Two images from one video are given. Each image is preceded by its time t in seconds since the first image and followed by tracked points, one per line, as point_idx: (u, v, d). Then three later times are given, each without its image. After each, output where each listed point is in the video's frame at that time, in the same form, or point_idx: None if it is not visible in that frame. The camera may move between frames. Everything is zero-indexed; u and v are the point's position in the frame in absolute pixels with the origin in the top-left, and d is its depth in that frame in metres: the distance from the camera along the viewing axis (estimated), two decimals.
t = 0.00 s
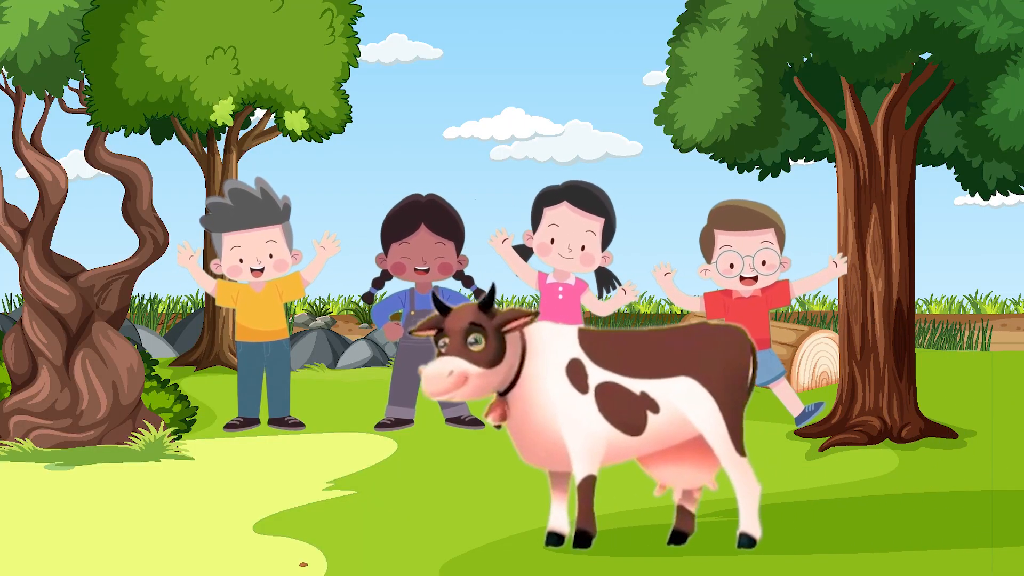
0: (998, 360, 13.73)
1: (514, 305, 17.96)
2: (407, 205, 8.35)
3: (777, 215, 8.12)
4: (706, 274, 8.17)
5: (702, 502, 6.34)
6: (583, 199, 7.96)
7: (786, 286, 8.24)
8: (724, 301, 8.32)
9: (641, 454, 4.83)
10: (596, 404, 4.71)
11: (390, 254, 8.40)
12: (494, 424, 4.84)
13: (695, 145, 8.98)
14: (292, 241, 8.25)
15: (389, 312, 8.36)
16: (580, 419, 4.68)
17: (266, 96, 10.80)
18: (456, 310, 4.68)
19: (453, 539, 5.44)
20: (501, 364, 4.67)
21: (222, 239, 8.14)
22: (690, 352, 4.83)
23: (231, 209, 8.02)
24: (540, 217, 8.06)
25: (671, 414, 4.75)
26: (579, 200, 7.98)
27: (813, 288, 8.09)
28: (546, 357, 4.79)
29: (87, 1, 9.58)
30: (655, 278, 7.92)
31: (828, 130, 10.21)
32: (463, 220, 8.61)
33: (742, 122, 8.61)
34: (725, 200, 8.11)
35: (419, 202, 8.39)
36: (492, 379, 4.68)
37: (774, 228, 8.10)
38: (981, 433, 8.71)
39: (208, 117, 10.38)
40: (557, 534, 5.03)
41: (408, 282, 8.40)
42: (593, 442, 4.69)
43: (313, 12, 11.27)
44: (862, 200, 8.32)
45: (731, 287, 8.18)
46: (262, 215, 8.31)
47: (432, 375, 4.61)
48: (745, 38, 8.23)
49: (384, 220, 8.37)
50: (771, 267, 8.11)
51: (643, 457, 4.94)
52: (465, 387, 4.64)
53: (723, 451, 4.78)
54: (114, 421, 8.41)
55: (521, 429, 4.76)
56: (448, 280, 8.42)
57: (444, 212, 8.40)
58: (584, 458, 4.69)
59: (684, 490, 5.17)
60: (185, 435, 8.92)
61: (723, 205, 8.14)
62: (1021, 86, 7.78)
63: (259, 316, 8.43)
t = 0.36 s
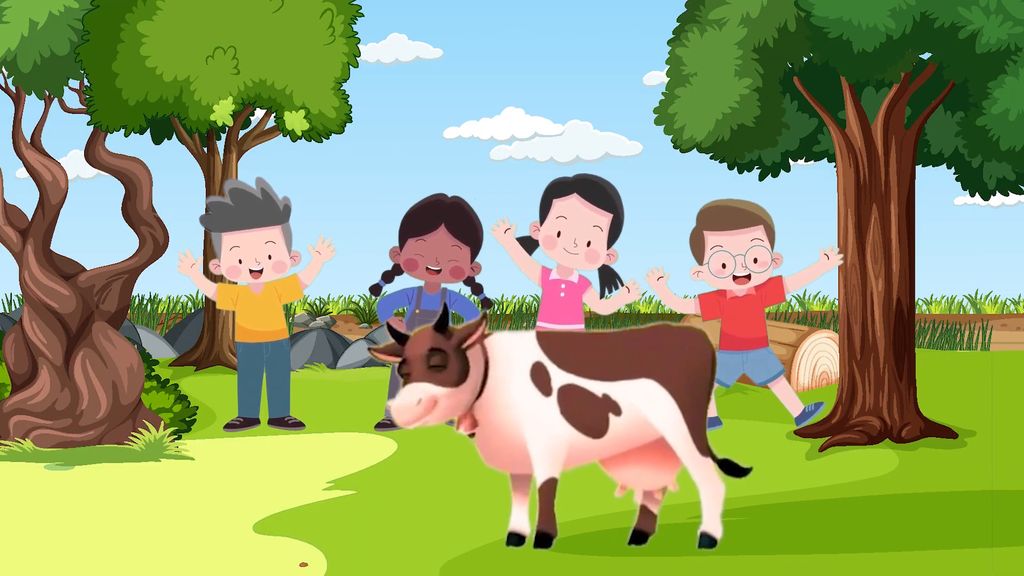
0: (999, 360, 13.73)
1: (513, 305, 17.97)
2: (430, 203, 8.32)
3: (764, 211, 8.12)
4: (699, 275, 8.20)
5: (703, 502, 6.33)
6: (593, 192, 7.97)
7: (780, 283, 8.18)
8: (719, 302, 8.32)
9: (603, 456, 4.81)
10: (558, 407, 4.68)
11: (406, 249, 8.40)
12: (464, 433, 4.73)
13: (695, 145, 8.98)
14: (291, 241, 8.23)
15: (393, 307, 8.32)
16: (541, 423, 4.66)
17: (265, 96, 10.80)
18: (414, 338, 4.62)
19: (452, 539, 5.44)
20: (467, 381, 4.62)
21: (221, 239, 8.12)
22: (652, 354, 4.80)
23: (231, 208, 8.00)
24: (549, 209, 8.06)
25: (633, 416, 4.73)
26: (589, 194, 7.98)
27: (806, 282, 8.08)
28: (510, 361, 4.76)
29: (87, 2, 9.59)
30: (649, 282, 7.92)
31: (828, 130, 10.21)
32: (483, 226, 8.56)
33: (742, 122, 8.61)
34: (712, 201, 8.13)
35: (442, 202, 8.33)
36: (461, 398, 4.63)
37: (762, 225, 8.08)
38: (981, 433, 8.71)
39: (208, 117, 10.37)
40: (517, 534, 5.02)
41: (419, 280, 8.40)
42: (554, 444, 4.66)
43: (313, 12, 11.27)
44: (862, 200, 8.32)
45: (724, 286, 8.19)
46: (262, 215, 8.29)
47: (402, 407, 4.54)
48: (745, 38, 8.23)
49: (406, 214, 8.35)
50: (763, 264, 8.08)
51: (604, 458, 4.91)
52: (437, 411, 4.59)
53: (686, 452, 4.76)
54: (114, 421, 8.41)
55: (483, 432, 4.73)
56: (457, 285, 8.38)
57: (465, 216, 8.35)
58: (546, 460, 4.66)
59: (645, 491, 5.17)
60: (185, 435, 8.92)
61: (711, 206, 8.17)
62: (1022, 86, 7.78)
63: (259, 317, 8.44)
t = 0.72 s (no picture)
0: (999, 360, 13.72)
1: (513, 305, 17.96)
2: (416, 205, 8.30)
3: (782, 216, 8.21)
4: (711, 273, 8.26)
5: (703, 502, 6.32)
6: (593, 193, 8.01)
7: (789, 289, 8.25)
8: (727, 302, 8.34)
9: (563, 456, 4.86)
10: (519, 407, 4.73)
11: (397, 252, 8.40)
12: (421, 429, 4.79)
13: (695, 145, 8.98)
14: (292, 241, 8.23)
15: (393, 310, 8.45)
16: (502, 422, 4.70)
17: (265, 96, 10.79)
18: (386, 306, 4.67)
19: (452, 539, 5.44)
20: (423, 367, 4.67)
21: (222, 239, 8.11)
22: (612, 354, 4.85)
23: (231, 209, 8.00)
24: (550, 212, 8.11)
25: (594, 416, 4.78)
26: (590, 195, 8.03)
27: (819, 290, 8.11)
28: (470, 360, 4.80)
29: (87, 1, 9.59)
30: (659, 274, 7.95)
31: (828, 130, 10.21)
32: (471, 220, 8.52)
33: (742, 122, 8.61)
34: (733, 200, 8.20)
35: (431, 202, 8.33)
36: (414, 380, 4.68)
37: (780, 230, 8.18)
38: (981, 433, 8.71)
39: (208, 117, 10.37)
40: (478, 534, 5.07)
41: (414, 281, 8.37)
42: (515, 444, 4.71)
43: (313, 12, 11.27)
44: (862, 200, 8.32)
45: (734, 286, 8.24)
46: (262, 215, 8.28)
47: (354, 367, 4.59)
48: (745, 38, 8.23)
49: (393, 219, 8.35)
50: (776, 268, 8.16)
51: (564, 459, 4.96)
52: (388, 385, 4.64)
53: (645, 451, 4.80)
54: (114, 421, 8.40)
55: (445, 431, 4.77)
56: (451, 283, 8.40)
57: (454, 214, 8.34)
58: (506, 460, 4.70)
59: (606, 492, 5.21)
60: (185, 435, 8.92)
61: (731, 206, 8.24)
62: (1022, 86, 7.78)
63: (259, 317, 8.45)
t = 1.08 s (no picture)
0: (999, 360, 13.72)
1: (513, 305, 17.96)
2: (393, 208, 8.31)
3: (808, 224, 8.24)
4: (728, 268, 8.29)
5: (703, 502, 6.31)
6: (581, 194, 8.00)
7: (802, 296, 8.25)
8: (739, 299, 8.32)
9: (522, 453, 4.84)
10: (476, 404, 4.72)
11: (383, 257, 8.36)
12: (367, 418, 4.84)
13: (695, 145, 8.98)
14: (292, 240, 8.20)
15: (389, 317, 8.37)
16: (459, 419, 4.70)
17: (265, 96, 10.78)
18: (352, 284, 4.73)
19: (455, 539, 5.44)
20: (379, 350, 4.71)
21: (222, 239, 8.09)
22: (570, 351, 4.83)
23: (231, 209, 7.97)
24: (542, 218, 8.16)
25: (552, 413, 4.76)
26: (579, 196, 8.01)
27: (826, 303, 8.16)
28: (427, 355, 4.80)
29: (87, 1, 9.60)
30: (676, 264, 7.93)
31: (828, 130, 10.21)
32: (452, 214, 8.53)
33: (742, 122, 8.61)
34: (759, 200, 8.23)
35: (407, 202, 8.35)
36: (367, 362, 4.73)
37: (802, 237, 8.20)
38: (981, 433, 8.71)
39: (208, 117, 10.37)
40: (439, 534, 5.08)
41: (405, 284, 8.33)
42: (471, 441, 4.71)
43: (313, 12, 11.27)
44: (862, 199, 8.32)
45: (749, 286, 8.27)
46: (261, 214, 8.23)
47: (310, 339, 4.64)
48: (745, 38, 8.22)
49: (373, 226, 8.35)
50: (793, 274, 8.19)
51: (522, 456, 4.95)
52: (342, 362, 4.69)
53: (603, 449, 4.79)
54: (114, 421, 8.40)
55: (402, 428, 4.77)
56: (442, 278, 8.36)
57: (432, 210, 8.35)
58: (463, 456, 4.71)
59: (564, 490, 5.16)
60: (185, 435, 8.92)
61: (756, 206, 8.27)
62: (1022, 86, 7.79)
63: (259, 316, 8.45)
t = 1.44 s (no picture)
0: (999, 360, 13.72)
1: (513, 305, 17.97)
2: (379, 209, 8.18)
3: (800, 222, 8.31)
4: (724, 270, 8.34)
5: (702, 502, 6.30)
6: (578, 198, 8.13)
7: (799, 294, 8.27)
8: (735, 300, 8.32)
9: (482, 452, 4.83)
10: (437, 404, 4.71)
11: (375, 260, 8.31)
12: (325, 419, 4.78)
13: (695, 145, 8.99)
14: (291, 241, 8.20)
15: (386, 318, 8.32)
16: (420, 418, 4.70)
17: (265, 96, 10.78)
18: (303, 295, 4.72)
19: (453, 539, 5.44)
20: (340, 355, 4.69)
21: (221, 239, 8.09)
22: (531, 351, 4.80)
23: (231, 209, 7.97)
24: (541, 225, 8.29)
25: (512, 413, 4.74)
26: (576, 201, 8.15)
27: (824, 301, 8.18)
28: (387, 355, 4.79)
29: (87, 1, 9.60)
30: (672, 266, 7.96)
31: (828, 130, 10.22)
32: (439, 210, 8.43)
33: (742, 122, 8.61)
34: (754, 201, 8.27)
35: (391, 202, 8.21)
36: (329, 369, 4.70)
37: (797, 236, 8.27)
38: (981, 433, 8.71)
39: (208, 117, 10.36)
40: (400, 534, 5.10)
41: (399, 284, 8.38)
42: (432, 441, 4.70)
43: (313, 12, 11.28)
44: (862, 200, 8.32)
45: (745, 286, 8.30)
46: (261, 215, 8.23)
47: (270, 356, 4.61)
48: (745, 38, 8.22)
49: (360, 230, 8.24)
50: (788, 273, 8.25)
51: (483, 455, 4.94)
52: (304, 372, 4.66)
53: (563, 449, 4.78)
54: (114, 421, 8.40)
55: (363, 428, 4.76)
56: (434, 275, 8.40)
57: (419, 209, 8.24)
58: (424, 456, 4.71)
59: (525, 489, 5.13)
60: (185, 435, 8.93)
61: (752, 206, 8.30)
62: (1022, 86, 7.79)
63: (258, 316, 8.45)
